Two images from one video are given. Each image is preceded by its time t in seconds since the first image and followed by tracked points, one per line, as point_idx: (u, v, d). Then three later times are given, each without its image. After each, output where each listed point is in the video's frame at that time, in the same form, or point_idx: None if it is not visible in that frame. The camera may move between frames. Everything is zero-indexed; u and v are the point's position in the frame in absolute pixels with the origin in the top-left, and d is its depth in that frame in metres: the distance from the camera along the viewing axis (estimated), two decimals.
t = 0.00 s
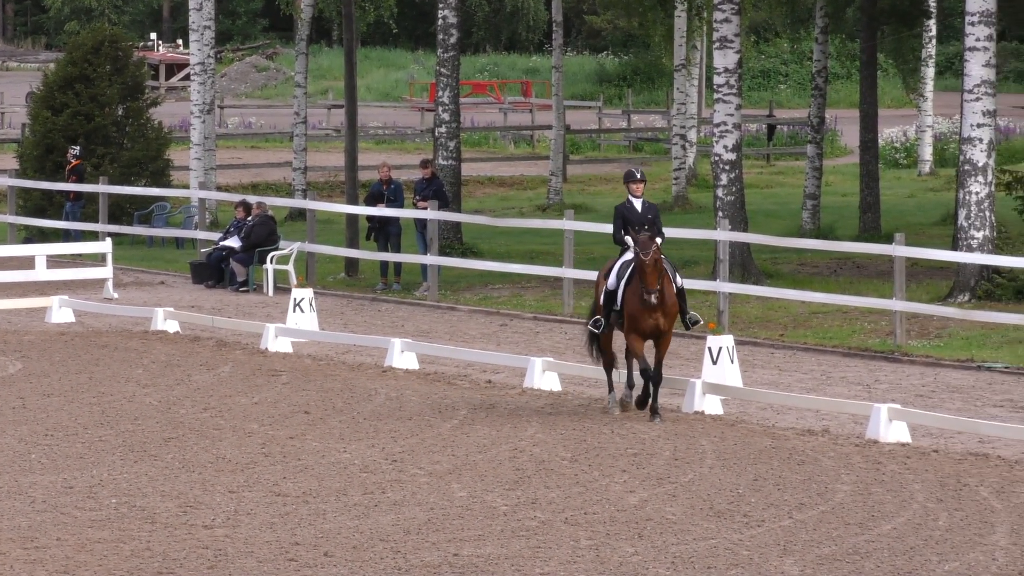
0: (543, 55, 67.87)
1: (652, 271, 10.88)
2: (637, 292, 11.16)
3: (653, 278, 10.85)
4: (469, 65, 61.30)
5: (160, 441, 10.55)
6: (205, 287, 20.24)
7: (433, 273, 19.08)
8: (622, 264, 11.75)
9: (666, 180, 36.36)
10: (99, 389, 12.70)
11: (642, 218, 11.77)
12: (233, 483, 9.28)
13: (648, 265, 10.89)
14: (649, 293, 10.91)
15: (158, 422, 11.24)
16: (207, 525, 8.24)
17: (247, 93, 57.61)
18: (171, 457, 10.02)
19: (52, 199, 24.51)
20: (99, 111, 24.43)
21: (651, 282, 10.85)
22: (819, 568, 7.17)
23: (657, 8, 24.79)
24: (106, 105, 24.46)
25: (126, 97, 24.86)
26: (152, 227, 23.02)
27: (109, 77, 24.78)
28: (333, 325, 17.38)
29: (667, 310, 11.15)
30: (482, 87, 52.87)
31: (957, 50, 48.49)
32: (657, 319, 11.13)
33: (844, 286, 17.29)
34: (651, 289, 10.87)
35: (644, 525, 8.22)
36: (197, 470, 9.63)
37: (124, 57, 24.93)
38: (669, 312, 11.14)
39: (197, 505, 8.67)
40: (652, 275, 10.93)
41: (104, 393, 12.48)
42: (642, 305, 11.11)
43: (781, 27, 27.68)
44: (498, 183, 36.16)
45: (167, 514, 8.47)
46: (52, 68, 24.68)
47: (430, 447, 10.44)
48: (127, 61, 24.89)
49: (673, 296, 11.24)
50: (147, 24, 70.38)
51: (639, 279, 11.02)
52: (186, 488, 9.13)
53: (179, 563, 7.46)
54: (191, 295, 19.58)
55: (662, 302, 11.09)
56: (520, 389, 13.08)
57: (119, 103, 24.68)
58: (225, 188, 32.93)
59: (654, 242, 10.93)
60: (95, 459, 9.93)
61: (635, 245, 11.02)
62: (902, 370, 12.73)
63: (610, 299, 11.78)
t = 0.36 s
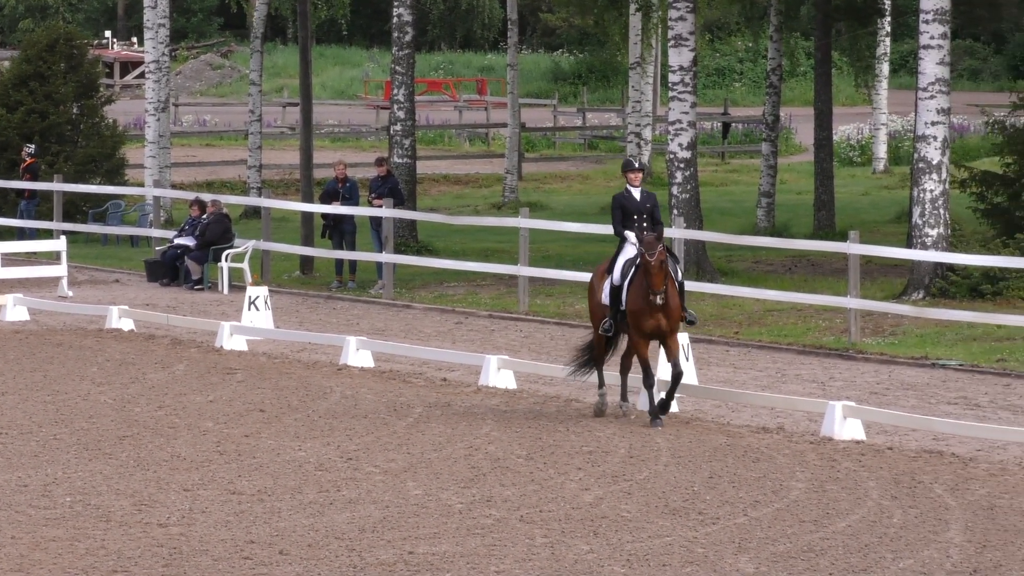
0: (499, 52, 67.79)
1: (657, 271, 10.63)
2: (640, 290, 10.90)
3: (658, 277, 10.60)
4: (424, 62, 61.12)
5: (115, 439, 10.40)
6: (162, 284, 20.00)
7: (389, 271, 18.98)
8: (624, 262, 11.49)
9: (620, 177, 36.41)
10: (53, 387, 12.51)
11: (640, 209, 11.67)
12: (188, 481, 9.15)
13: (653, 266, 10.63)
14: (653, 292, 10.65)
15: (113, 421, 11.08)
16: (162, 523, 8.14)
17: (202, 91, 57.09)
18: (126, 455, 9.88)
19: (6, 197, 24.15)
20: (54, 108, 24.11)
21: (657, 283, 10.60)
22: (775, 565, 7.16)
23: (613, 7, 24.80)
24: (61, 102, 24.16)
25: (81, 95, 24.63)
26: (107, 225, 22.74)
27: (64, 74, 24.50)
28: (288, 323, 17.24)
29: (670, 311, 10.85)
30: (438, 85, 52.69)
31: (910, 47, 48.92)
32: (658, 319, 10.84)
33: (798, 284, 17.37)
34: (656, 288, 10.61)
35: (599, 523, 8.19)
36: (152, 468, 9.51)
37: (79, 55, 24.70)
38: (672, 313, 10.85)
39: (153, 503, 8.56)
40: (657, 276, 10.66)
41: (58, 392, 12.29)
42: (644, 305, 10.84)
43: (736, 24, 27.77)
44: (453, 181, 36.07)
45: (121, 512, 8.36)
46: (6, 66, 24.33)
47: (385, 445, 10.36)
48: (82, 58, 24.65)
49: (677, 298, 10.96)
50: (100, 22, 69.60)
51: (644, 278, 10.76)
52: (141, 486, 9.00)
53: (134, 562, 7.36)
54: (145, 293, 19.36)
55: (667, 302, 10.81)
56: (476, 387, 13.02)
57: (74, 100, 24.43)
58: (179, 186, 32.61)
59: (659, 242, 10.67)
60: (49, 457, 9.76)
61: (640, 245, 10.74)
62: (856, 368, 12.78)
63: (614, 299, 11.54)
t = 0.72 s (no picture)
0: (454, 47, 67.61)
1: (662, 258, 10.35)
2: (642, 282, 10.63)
3: (662, 264, 10.31)
4: (378, 57, 60.84)
5: (68, 435, 10.24)
6: (116, 279, 19.72)
7: (343, 266, 18.84)
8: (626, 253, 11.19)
9: (574, 173, 36.43)
10: (5, 383, 12.31)
11: (637, 200, 11.67)
12: (141, 477, 9.03)
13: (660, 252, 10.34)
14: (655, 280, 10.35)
15: (66, 416, 10.91)
16: (115, 519, 8.03)
17: (156, 86, 56.48)
18: (79, 451, 9.73)
19: None
20: (7, 104, 23.71)
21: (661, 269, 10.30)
22: (729, 559, 7.16)
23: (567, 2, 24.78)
24: (13, 98, 23.78)
25: (34, 91, 24.30)
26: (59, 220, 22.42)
27: (16, 70, 24.09)
28: (242, 319, 17.08)
29: (671, 303, 10.57)
30: (392, 80, 52.46)
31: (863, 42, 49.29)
32: (660, 311, 10.56)
33: (751, 279, 17.42)
34: (659, 275, 10.31)
35: (553, 518, 8.14)
36: (106, 464, 9.37)
37: (32, 50, 24.29)
38: (674, 305, 10.57)
39: (106, 499, 8.44)
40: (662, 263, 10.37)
41: (10, 387, 12.10)
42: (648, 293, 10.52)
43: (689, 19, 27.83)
44: (407, 175, 35.92)
45: (74, 508, 8.23)
46: None
47: (339, 440, 10.26)
48: (35, 53, 24.25)
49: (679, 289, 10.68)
50: (52, 16, 68.75)
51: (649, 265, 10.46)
52: (95, 482, 8.87)
53: (87, 557, 7.26)
54: (97, 288, 19.11)
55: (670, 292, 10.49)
56: (430, 382, 12.94)
57: (26, 96, 24.07)
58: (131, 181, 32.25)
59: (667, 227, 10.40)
60: (2, 454, 9.61)
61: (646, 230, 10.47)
62: (810, 362, 12.83)
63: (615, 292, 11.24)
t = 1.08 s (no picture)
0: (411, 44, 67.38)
1: (677, 265, 10.04)
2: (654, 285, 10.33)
3: (678, 272, 10.00)
4: (335, 55, 60.53)
5: (24, 432, 10.09)
6: (73, 278, 19.44)
7: (299, 263, 18.72)
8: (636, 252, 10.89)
9: (531, 170, 36.42)
10: None
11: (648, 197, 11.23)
12: (98, 474, 8.91)
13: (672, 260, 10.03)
14: (670, 287, 10.05)
15: (21, 414, 10.75)
16: (72, 516, 7.93)
17: (112, 83, 55.84)
18: (35, 449, 9.58)
19: None
20: None
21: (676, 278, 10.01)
22: (685, 556, 7.14)
23: None
24: None
25: None
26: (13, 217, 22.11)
27: None
28: (199, 316, 16.91)
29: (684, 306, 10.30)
30: (349, 77, 52.22)
31: (819, 39, 49.58)
32: (673, 315, 10.29)
33: (709, 276, 17.45)
34: (675, 283, 10.01)
35: (510, 515, 8.10)
36: (62, 462, 9.23)
37: None
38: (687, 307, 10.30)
39: (63, 497, 8.32)
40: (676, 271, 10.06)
41: None
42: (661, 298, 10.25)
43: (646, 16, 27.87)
44: (364, 173, 35.73)
45: (30, 506, 8.12)
46: None
47: (296, 438, 10.17)
48: None
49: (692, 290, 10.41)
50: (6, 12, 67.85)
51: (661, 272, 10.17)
52: (51, 479, 8.75)
53: (43, 555, 7.16)
54: (52, 285, 18.87)
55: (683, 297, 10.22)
56: (386, 379, 12.86)
57: None
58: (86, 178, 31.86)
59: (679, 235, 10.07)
60: None
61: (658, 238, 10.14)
62: (766, 359, 12.88)
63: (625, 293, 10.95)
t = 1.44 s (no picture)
0: (365, 37, 67.04)
1: (685, 264, 9.65)
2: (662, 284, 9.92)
3: (684, 271, 9.62)
4: (288, 48, 60.12)
5: None
6: (25, 271, 19.30)
7: (252, 256, 18.56)
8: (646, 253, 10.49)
9: (483, 163, 36.36)
10: None
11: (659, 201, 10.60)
12: (50, 468, 8.78)
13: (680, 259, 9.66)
14: (677, 285, 9.65)
15: None
16: (23, 510, 7.81)
17: (63, 76, 55.12)
18: None
19: None
20: None
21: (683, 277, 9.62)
22: (638, 549, 7.13)
23: None
24: None
25: None
26: None
27: None
28: (151, 309, 16.72)
29: (694, 303, 9.87)
30: (301, 70, 51.89)
31: (771, 33, 49.85)
32: (684, 314, 9.86)
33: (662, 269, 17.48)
34: (681, 282, 9.60)
35: (463, 508, 8.05)
36: (13, 456, 9.10)
37: None
38: (698, 305, 9.87)
39: (14, 491, 8.19)
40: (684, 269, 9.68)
41: None
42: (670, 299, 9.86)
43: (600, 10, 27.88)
44: (317, 166, 35.51)
45: None
46: None
47: (249, 431, 10.07)
48: None
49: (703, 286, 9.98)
50: None
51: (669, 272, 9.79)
52: (2, 473, 8.61)
53: None
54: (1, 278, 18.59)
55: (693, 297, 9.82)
56: (339, 372, 12.77)
57: None
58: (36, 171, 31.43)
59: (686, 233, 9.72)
60: None
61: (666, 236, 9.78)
62: (718, 352, 12.92)
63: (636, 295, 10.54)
